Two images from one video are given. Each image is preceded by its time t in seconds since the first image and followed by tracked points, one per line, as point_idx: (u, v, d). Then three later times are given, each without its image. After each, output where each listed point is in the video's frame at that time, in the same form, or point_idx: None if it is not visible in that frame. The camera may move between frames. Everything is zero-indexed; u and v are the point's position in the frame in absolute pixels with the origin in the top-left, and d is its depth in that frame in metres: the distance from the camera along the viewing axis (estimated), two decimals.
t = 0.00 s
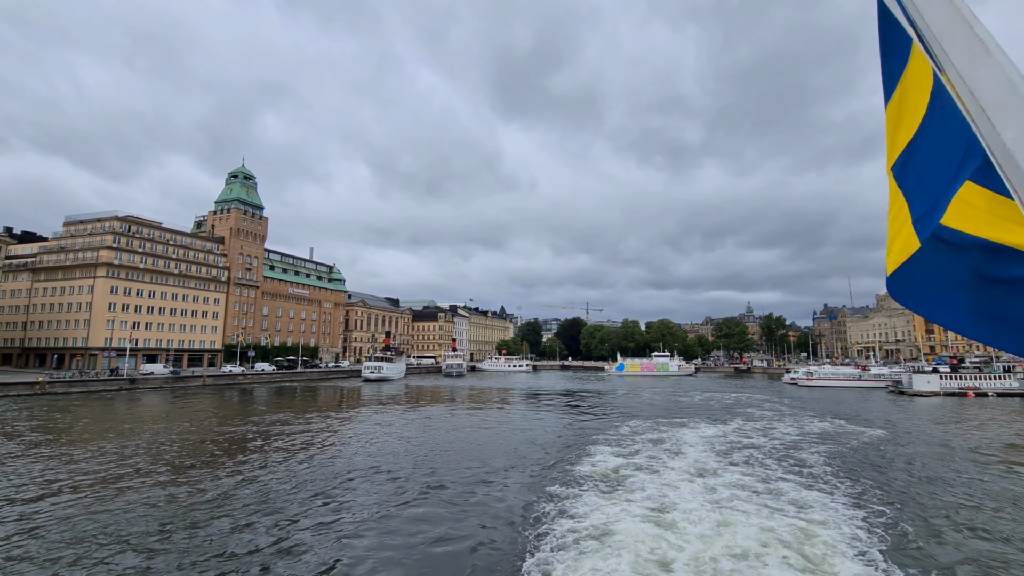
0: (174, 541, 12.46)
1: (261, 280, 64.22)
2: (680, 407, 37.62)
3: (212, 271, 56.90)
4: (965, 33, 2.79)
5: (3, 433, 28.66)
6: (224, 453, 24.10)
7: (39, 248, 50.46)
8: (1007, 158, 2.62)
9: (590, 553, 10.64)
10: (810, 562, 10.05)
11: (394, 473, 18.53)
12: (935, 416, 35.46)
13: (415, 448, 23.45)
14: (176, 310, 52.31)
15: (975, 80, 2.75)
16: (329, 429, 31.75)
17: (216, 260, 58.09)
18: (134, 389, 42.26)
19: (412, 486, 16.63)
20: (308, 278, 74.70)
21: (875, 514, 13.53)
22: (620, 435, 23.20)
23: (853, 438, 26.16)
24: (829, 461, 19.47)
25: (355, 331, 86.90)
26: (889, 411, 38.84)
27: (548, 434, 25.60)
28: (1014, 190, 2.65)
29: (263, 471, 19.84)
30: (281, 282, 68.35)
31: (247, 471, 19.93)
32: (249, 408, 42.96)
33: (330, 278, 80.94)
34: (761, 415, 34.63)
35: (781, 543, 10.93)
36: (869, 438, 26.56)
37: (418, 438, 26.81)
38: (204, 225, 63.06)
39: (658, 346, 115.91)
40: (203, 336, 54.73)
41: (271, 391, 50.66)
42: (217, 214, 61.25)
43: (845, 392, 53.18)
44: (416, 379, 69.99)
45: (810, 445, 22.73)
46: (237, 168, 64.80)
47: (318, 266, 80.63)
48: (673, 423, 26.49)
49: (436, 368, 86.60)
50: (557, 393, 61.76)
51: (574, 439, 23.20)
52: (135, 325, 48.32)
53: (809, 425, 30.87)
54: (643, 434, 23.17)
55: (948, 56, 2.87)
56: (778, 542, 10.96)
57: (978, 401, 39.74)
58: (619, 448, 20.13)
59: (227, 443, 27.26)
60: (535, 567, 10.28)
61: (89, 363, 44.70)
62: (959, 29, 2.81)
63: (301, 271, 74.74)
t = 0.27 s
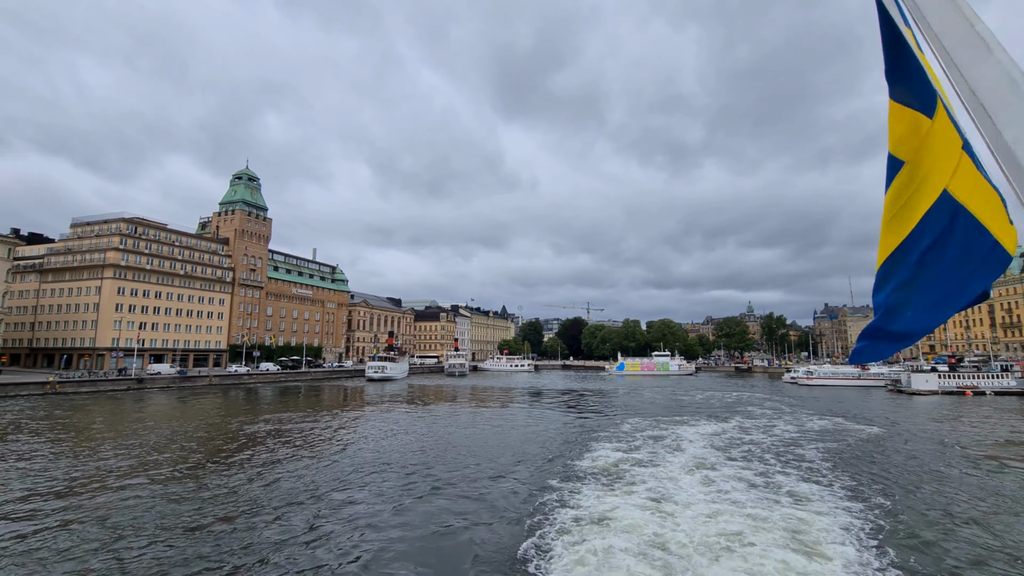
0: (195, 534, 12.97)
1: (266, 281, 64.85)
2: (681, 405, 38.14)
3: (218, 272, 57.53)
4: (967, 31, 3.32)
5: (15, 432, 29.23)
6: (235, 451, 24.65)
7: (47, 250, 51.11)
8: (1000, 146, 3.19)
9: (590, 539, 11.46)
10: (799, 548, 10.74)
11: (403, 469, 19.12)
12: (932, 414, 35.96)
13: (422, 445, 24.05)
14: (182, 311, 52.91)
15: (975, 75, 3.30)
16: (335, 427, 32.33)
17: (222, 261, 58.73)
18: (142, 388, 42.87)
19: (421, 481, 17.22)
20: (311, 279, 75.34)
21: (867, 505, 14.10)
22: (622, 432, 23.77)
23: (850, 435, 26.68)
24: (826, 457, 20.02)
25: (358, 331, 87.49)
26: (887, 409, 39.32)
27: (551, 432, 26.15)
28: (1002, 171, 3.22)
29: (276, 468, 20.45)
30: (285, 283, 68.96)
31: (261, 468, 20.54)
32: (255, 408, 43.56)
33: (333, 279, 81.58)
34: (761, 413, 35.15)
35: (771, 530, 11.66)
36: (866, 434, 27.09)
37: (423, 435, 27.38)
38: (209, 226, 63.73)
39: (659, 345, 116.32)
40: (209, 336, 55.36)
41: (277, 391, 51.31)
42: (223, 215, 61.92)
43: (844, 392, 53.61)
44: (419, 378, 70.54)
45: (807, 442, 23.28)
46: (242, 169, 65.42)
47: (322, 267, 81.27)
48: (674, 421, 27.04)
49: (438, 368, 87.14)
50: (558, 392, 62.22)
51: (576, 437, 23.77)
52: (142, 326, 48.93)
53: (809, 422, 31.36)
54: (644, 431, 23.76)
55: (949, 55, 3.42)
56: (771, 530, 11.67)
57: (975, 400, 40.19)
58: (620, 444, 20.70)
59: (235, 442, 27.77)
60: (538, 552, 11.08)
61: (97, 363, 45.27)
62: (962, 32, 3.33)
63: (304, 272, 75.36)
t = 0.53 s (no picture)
0: (212, 528, 13.44)
1: (270, 281, 65.39)
2: (682, 404, 38.59)
3: (223, 273, 58.07)
4: (969, 31, 3.56)
5: (27, 431, 29.75)
6: (245, 449, 25.13)
7: (54, 251, 51.64)
8: (999, 142, 3.39)
9: (588, 527, 12.19)
10: (790, 536, 11.36)
11: (410, 466, 19.64)
12: (930, 413, 36.42)
13: (428, 443, 24.56)
14: (188, 311, 53.42)
15: (976, 77, 3.51)
16: (341, 427, 32.81)
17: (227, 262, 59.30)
18: (149, 388, 43.42)
19: (429, 477, 17.75)
20: (314, 279, 75.89)
21: (860, 497, 14.60)
22: (624, 430, 24.26)
23: (848, 432, 27.17)
24: (823, 453, 20.49)
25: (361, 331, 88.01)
26: (886, 409, 39.80)
27: (555, 430, 26.64)
28: (1002, 169, 3.39)
29: (286, 465, 20.95)
30: (289, 284, 69.52)
31: (272, 465, 21.06)
32: (261, 407, 44.09)
33: (336, 280, 82.13)
34: (761, 412, 35.60)
35: (763, 520, 12.30)
36: (864, 432, 27.58)
37: (428, 434, 27.89)
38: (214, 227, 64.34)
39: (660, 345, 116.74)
40: (214, 336, 55.91)
41: (282, 390, 51.84)
42: (227, 216, 62.50)
43: (844, 391, 54.03)
44: (421, 378, 71.07)
45: (806, 439, 23.76)
46: (246, 171, 66.00)
47: (325, 268, 81.82)
48: (675, 419, 27.53)
49: (440, 368, 87.63)
50: (560, 392, 62.68)
51: (579, 435, 24.27)
52: (149, 326, 49.45)
53: (808, 420, 31.84)
54: (645, 428, 24.25)
55: (951, 54, 3.63)
56: (763, 520, 12.29)
57: (973, 399, 40.63)
58: (622, 441, 21.19)
59: (244, 440, 28.25)
60: (540, 538, 11.81)
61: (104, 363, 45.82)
62: (961, 34, 3.57)
63: (308, 272, 75.90)
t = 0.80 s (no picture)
0: (224, 524, 13.86)
1: (274, 282, 65.96)
2: (683, 403, 39.15)
3: (228, 273, 58.63)
4: (970, 31, 3.13)
5: (43, 429, 30.48)
6: (255, 447, 25.73)
7: (62, 252, 52.25)
8: (1000, 148, 2.95)
9: (588, 516, 12.76)
10: (784, 526, 11.83)
11: (417, 462, 20.15)
12: (927, 411, 36.95)
13: (434, 441, 25.12)
14: (193, 312, 53.96)
15: (977, 75, 3.08)
16: (348, 425, 33.43)
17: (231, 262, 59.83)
18: (157, 387, 44.03)
19: (435, 473, 18.26)
20: (318, 280, 76.48)
21: (854, 492, 15.00)
22: (625, 427, 24.80)
23: (846, 430, 27.65)
24: (821, 451, 20.85)
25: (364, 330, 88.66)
26: (884, 407, 40.33)
27: (557, 428, 27.17)
28: (1006, 173, 2.95)
29: (295, 462, 21.50)
30: (293, 284, 70.12)
31: (281, 461, 21.62)
32: (267, 406, 44.72)
33: (339, 280, 82.76)
34: (761, 410, 36.12)
35: (757, 510, 12.81)
36: (862, 430, 28.06)
37: (434, 432, 28.46)
38: (219, 228, 64.92)
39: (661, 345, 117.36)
40: (218, 336, 56.48)
41: (286, 390, 52.40)
42: (232, 217, 63.07)
43: (844, 390, 54.61)
44: (424, 377, 71.65)
45: (804, 436, 24.25)
46: (250, 172, 66.56)
47: (328, 268, 82.43)
48: (675, 417, 28.08)
49: (443, 367, 88.27)
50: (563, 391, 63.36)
51: (581, 432, 24.80)
52: (155, 326, 50.01)
53: (807, 418, 32.33)
54: (646, 426, 24.77)
55: (952, 54, 3.21)
56: (758, 511, 12.77)
57: (971, 397, 41.15)
58: (623, 438, 21.71)
59: (254, 438, 28.94)
60: (542, 527, 12.37)
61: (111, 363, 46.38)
62: (962, 32, 3.15)
63: (311, 273, 76.49)
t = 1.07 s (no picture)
0: (242, 516, 14.37)
1: (278, 282, 66.55)
2: (684, 402, 39.61)
3: (233, 274, 59.23)
4: (972, 32, 3.44)
5: (53, 427, 30.98)
6: (263, 445, 26.22)
7: (69, 254, 52.83)
8: (1002, 143, 3.30)
9: (588, 507, 13.36)
10: (781, 517, 12.35)
11: (424, 459, 20.70)
12: (925, 410, 37.36)
13: (439, 439, 25.63)
14: (199, 312, 54.56)
15: (979, 75, 3.43)
16: (353, 424, 33.91)
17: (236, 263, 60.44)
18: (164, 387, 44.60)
19: (443, 468, 18.80)
20: (321, 280, 77.06)
21: (851, 485, 15.49)
22: (627, 425, 25.28)
23: (845, 428, 28.09)
24: (820, 447, 21.32)
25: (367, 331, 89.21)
26: (883, 406, 40.73)
27: (560, 426, 27.66)
28: (1007, 167, 3.31)
29: (305, 459, 22.03)
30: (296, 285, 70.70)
31: (291, 459, 22.13)
32: (273, 406, 45.25)
33: (342, 280, 83.33)
34: (761, 409, 36.56)
35: (753, 502, 13.36)
36: (860, 427, 28.50)
37: (438, 430, 28.95)
38: (224, 229, 65.50)
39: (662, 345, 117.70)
40: (224, 337, 57.10)
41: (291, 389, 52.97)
42: (237, 218, 63.65)
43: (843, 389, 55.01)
44: (427, 377, 72.18)
45: (802, 434, 24.71)
46: (254, 174, 67.09)
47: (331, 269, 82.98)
48: (676, 416, 28.53)
49: (445, 368, 88.76)
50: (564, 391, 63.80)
51: (583, 430, 25.30)
52: (162, 327, 50.62)
53: (807, 417, 32.76)
54: (647, 424, 25.28)
55: (955, 53, 3.52)
56: (756, 502, 13.30)
57: (969, 397, 41.55)
58: (625, 435, 22.22)
59: (262, 437, 29.41)
60: (544, 517, 12.97)
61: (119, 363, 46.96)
62: (966, 32, 3.46)
63: (315, 273, 77.06)
